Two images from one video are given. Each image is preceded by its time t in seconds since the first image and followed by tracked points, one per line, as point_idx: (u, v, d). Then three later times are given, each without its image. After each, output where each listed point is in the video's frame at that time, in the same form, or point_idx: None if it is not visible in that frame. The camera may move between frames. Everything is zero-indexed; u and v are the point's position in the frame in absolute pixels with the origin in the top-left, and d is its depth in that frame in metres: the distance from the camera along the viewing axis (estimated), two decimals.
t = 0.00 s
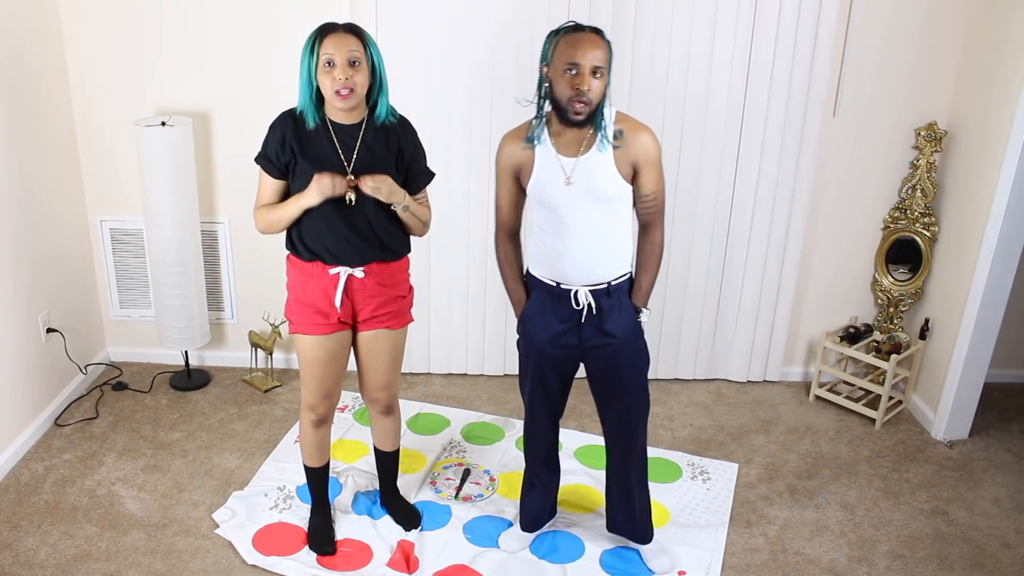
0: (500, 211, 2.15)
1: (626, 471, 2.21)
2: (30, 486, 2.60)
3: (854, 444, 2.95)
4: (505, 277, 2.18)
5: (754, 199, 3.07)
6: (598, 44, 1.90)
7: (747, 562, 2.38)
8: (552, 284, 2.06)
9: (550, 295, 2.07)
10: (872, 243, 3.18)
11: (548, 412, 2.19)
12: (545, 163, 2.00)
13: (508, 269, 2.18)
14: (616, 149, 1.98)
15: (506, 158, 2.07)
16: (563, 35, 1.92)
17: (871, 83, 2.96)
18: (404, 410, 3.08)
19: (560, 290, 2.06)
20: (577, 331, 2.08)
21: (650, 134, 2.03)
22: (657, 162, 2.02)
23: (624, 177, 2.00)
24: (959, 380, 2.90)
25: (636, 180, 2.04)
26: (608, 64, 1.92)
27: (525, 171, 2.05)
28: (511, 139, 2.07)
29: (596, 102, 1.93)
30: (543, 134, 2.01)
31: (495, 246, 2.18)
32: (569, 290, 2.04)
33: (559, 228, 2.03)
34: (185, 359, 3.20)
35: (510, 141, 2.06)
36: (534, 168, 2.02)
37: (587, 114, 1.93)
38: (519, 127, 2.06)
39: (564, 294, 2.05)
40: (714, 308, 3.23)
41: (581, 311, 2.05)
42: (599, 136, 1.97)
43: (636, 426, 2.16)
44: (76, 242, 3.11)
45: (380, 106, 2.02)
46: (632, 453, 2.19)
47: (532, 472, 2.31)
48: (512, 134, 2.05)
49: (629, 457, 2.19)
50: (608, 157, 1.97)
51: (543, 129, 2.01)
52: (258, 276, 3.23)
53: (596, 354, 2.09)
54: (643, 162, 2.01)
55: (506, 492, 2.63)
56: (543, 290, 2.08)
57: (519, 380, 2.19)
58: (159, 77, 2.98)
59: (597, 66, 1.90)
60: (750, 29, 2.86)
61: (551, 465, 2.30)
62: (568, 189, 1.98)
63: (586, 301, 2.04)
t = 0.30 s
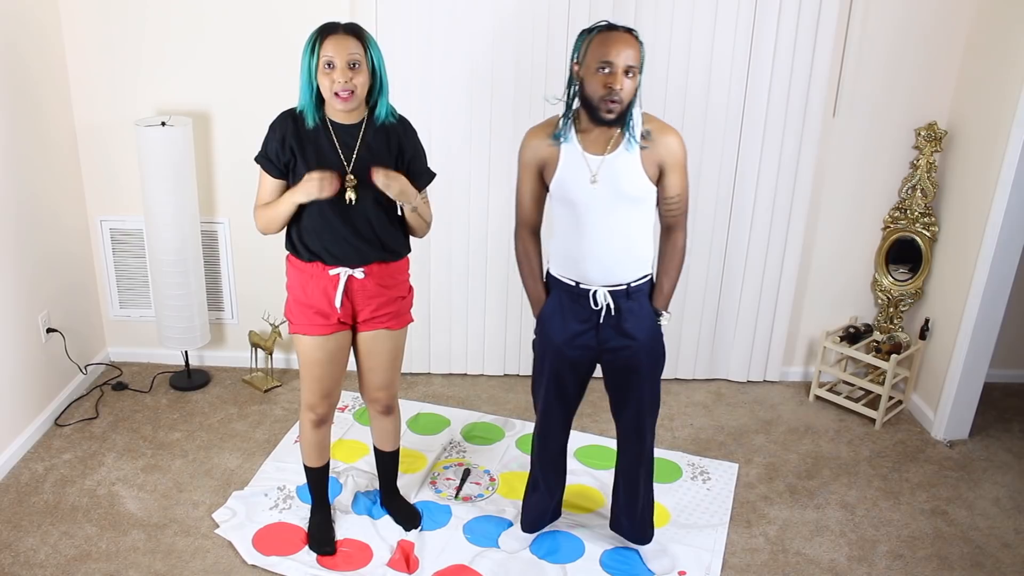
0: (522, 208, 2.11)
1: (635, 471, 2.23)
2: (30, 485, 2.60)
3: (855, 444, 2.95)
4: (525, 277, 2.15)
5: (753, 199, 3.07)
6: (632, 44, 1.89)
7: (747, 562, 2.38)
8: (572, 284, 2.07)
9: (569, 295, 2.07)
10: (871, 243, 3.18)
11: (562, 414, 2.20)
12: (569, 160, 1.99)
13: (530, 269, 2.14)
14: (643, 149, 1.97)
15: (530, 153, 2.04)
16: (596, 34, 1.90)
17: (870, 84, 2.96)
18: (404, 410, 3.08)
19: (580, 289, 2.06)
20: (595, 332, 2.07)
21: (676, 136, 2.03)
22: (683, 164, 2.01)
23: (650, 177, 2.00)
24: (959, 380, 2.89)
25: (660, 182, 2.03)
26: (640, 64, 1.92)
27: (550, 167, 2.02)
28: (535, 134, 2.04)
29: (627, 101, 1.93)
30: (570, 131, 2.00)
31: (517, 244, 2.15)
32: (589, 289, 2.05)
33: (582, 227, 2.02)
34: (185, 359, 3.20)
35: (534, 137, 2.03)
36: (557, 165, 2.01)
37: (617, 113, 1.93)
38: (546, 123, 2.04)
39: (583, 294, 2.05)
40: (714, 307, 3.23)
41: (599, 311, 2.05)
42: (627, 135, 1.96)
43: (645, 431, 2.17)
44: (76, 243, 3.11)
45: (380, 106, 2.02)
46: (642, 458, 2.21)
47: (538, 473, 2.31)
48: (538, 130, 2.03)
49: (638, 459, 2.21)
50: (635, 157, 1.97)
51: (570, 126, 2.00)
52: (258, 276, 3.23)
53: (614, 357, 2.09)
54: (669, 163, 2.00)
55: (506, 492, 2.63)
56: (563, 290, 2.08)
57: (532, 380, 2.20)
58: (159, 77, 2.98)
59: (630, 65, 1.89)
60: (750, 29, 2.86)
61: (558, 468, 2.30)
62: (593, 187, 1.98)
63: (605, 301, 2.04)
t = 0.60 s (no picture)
0: (538, 205, 2.12)
1: (641, 470, 2.23)
2: (30, 485, 2.60)
3: (855, 444, 2.95)
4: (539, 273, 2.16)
5: (753, 199, 3.07)
6: (652, 44, 1.89)
7: (747, 562, 2.38)
8: (584, 282, 2.07)
9: (582, 294, 2.07)
10: (871, 243, 3.18)
11: (571, 413, 2.20)
12: (586, 160, 1.99)
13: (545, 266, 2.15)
14: (660, 151, 1.98)
15: (547, 152, 2.05)
16: (616, 34, 1.90)
17: (870, 84, 2.96)
18: (405, 410, 3.08)
19: (592, 287, 2.06)
20: (607, 330, 2.08)
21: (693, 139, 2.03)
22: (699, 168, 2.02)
23: (666, 180, 2.01)
24: (959, 380, 2.90)
25: (676, 185, 2.04)
26: (660, 64, 1.91)
27: (566, 165, 2.03)
28: (554, 132, 2.05)
29: (646, 101, 1.92)
30: (588, 131, 2.00)
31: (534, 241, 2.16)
32: (602, 288, 2.05)
33: (597, 227, 2.02)
34: (185, 359, 3.20)
35: (553, 134, 2.04)
36: (574, 165, 2.01)
37: (636, 113, 1.92)
38: (564, 122, 2.05)
39: (596, 292, 2.05)
40: (714, 308, 3.23)
41: (612, 310, 2.05)
42: (644, 136, 1.96)
43: (653, 430, 2.18)
44: (76, 243, 3.11)
45: (379, 106, 2.02)
46: (648, 457, 2.21)
47: (545, 473, 2.31)
48: (556, 128, 2.04)
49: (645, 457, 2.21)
50: (652, 159, 1.97)
51: (588, 126, 2.00)
52: (258, 276, 3.23)
53: (623, 356, 2.09)
54: (685, 166, 2.01)
55: (506, 492, 2.63)
56: (575, 289, 2.08)
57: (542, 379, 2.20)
58: (159, 77, 2.98)
59: (649, 65, 1.89)
60: (750, 29, 2.86)
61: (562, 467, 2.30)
62: (608, 188, 1.98)
63: (618, 300, 2.04)
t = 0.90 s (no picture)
0: (541, 207, 2.13)
1: (642, 470, 2.23)
2: (30, 485, 2.60)
3: (855, 444, 2.95)
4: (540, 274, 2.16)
5: (753, 199, 3.07)
6: (654, 44, 1.89)
7: (747, 562, 2.38)
8: (585, 282, 2.07)
9: (583, 295, 2.07)
10: (872, 243, 3.18)
11: (573, 414, 2.20)
12: (591, 162, 1.99)
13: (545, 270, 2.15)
14: (665, 153, 1.97)
15: (553, 153, 2.06)
16: (619, 34, 1.91)
17: (870, 83, 2.96)
18: (405, 410, 3.08)
19: (593, 288, 2.06)
20: (608, 331, 2.08)
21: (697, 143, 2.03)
22: (703, 171, 2.02)
23: (670, 182, 2.00)
24: (960, 380, 2.89)
25: (680, 188, 2.04)
26: (664, 64, 1.91)
27: (570, 165, 2.04)
28: (560, 133, 2.06)
29: (650, 101, 1.92)
30: (593, 132, 2.01)
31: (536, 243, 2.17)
32: (602, 288, 2.05)
33: (599, 228, 2.02)
34: (185, 359, 3.20)
35: (559, 135, 2.05)
36: (578, 166, 2.02)
37: (640, 113, 1.93)
38: (569, 123, 2.06)
39: (597, 293, 2.06)
40: (714, 308, 3.23)
41: (614, 310, 2.05)
42: (649, 137, 1.96)
43: (654, 430, 2.17)
44: (76, 243, 3.11)
45: (377, 103, 2.02)
46: (649, 457, 2.20)
47: (546, 473, 2.31)
48: (562, 129, 2.05)
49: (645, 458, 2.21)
50: (655, 161, 1.97)
51: (593, 127, 2.01)
52: (258, 276, 3.23)
53: (624, 356, 2.09)
54: (689, 170, 2.01)
55: (506, 492, 2.63)
56: (576, 290, 2.08)
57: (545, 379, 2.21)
58: (159, 77, 2.98)
59: (652, 65, 1.89)
60: (750, 29, 2.86)
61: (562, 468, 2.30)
62: (612, 189, 1.98)
63: (618, 300, 2.04)
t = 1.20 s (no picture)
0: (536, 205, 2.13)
1: (640, 470, 2.23)
2: (30, 485, 2.60)
3: (855, 444, 2.95)
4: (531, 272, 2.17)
5: (753, 199, 3.07)
6: (649, 41, 1.89)
7: (747, 562, 2.38)
8: (580, 281, 2.07)
9: (578, 293, 2.07)
10: (872, 243, 3.18)
11: (567, 412, 2.20)
12: (587, 162, 1.99)
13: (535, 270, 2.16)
14: (661, 152, 1.98)
15: (550, 152, 2.06)
16: (613, 34, 1.91)
17: (870, 83, 2.96)
18: (405, 410, 3.08)
19: (588, 287, 2.06)
20: (602, 329, 2.08)
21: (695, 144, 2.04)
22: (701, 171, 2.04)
23: (666, 184, 2.01)
24: (959, 380, 2.89)
25: (680, 188, 2.06)
26: (659, 61, 1.91)
27: (567, 166, 2.04)
28: (557, 134, 2.06)
29: (647, 99, 1.92)
30: (590, 134, 2.00)
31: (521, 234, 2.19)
32: (598, 287, 2.05)
33: (596, 228, 2.02)
34: (185, 359, 3.20)
35: (556, 136, 2.05)
36: (575, 166, 2.02)
37: (638, 111, 1.92)
38: (566, 125, 2.06)
39: (592, 292, 2.06)
40: (714, 309, 3.23)
41: (608, 309, 2.05)
42: (646, 136, 1.96)
43: (651, 429, 2.17)
44: (76, 243, 3.11)
45: (375, 104, 2.02)
46: (647, 456, 2.20)
47: (543, 470, 2.31)
48: (559, 129, 2.05)
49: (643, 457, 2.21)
50: (652, 160, 1.97)
51: (590, 129, 2.00)
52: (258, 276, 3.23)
53: (622, 355, 2.09)
54: (687, 170, 2.02)
55: (506, 492, 2.63)
56: (571, 288, 2.08)
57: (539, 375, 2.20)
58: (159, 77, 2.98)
59: (648, 63, 1.89)
60: (750, 29, 2.86)
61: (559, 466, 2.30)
62: (608, 190, 1.98)
63: (614, 298, 2.04)
